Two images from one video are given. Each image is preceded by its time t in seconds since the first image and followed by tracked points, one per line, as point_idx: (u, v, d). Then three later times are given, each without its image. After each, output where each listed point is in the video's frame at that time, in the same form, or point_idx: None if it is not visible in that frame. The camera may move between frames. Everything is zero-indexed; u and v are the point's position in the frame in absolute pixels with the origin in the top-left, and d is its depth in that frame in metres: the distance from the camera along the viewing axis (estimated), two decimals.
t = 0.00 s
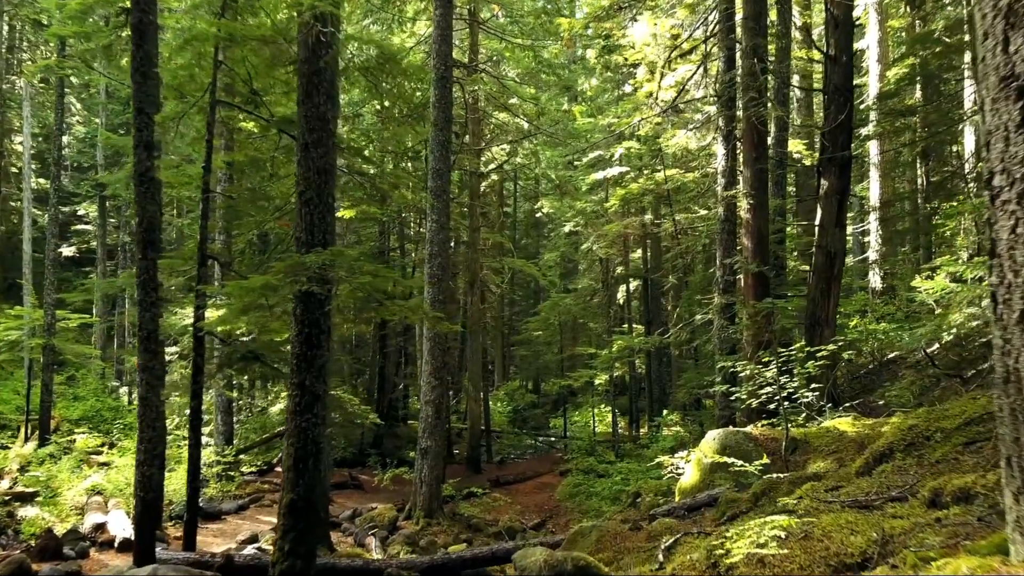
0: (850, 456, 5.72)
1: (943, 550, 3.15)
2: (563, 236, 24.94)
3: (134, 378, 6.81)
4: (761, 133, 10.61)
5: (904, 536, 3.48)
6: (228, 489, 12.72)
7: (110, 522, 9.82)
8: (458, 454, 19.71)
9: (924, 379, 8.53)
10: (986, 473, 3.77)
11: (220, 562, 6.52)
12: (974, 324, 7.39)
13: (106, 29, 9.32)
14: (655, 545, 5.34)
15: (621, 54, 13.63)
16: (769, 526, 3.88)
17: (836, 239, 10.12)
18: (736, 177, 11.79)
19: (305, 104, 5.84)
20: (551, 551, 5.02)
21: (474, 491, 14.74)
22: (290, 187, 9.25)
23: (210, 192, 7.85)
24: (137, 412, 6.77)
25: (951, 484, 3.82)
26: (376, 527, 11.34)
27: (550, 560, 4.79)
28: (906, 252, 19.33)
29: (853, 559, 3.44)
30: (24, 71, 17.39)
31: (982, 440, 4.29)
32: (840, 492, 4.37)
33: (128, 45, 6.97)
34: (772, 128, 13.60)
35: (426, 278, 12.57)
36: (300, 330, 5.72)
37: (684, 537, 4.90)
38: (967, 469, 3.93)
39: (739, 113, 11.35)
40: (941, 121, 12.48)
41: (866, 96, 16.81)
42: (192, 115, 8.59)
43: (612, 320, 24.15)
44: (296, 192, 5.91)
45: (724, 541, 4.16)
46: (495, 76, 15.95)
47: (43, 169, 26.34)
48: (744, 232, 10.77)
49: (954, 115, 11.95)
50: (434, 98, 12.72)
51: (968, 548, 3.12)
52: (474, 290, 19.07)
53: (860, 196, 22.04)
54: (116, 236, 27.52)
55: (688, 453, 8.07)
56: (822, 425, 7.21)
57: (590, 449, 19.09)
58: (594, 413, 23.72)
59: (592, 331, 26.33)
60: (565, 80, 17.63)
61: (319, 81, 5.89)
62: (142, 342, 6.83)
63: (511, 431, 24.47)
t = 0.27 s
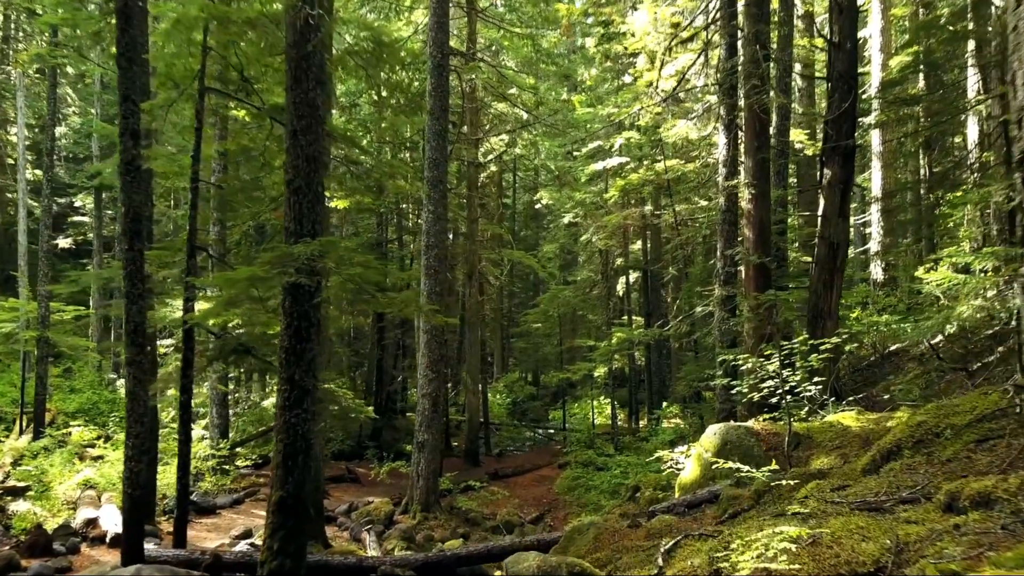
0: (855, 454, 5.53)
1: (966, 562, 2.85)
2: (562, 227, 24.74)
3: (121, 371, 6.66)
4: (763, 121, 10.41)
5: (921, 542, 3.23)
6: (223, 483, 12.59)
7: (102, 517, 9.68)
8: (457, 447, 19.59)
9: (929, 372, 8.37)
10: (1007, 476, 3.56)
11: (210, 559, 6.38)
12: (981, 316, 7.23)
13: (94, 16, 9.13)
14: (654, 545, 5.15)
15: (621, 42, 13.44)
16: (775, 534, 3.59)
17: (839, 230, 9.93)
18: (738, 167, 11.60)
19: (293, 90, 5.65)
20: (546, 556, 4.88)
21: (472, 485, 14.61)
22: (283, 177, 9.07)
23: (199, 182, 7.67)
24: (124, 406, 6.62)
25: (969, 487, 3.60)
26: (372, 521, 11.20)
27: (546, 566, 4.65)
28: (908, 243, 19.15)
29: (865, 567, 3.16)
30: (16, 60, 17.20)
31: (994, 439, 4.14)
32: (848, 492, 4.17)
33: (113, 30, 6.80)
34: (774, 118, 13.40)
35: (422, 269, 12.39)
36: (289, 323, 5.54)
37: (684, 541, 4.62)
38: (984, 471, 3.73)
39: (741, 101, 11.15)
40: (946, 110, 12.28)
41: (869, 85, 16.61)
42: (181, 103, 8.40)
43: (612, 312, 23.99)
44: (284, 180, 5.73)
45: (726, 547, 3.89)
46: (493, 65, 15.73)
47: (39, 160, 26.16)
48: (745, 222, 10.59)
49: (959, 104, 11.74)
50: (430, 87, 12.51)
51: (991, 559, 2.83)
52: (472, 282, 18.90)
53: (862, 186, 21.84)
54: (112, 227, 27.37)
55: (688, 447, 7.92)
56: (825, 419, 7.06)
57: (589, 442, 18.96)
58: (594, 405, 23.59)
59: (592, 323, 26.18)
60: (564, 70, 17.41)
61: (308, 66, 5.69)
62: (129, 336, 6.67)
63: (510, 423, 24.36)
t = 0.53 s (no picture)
0: (860, 450, 5.39)
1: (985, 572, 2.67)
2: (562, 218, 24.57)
3: (109, 365, 6.52)
4: (765, 110, 10.24)
5: (936, 549, 3.04)
6: (219, 477, 12.49)
7: (94, 511, 9.55)
8: (455, 439, 19.49)
9: (933, 364, 8.23)
10: None
11: (200, 557, 6.26)
12: (987, 309, 7.08)
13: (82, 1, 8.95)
14: (653, 544, 5.00)
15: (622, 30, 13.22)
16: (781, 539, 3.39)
17: (843, 220, 9.77)
18: (739, 156, 11.43)
19: (282, 76, 5.48)
20: (541, 558, 4.75)
21: (470, 477, 14.50)
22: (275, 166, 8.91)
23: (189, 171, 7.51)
24: (112, 400, 6.47)
25: (985, 489, 3.42)
26: (368, 515, 11.08)
27: (541, 568, 4.52)
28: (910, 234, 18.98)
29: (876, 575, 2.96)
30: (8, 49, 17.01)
31: (1006, 437, 4.02)
32: (854, 491, 4.02)
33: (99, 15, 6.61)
34: (775, 106, 13.21)
35: (419, 260, 12.23)
36: (278, 315, 5.40)
37: (684, 543, 4.44)
38: (999, 472, 3.57)
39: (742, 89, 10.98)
40: (950, 99, 12.10)
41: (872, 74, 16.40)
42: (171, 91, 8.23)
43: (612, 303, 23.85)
44: (273, 168, 5.58)
45: (729, 551, 3.70)
46: (491, 54, 15.52)
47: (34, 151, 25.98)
48: (746, 212, 10.42)
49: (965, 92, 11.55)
50: (427, 75, 12.31)
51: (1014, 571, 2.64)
52: (471, 273, 18.75)
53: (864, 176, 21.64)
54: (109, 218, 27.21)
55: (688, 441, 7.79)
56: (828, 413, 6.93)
57: (588, 434, 18.86)
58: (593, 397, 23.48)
59: (591, 314, 26.05)
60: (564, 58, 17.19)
61: (297, 51, 5.52)
62: (118, 328, 6.53)
63: (509, 415, 24.26)
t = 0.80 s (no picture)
0: (865, 446, 5.24)
1: None
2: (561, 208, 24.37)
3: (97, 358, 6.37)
4: (767, 97, 10.06)
5: (953, 558, 2.88)
6: (215, 469, 12.39)
7: (86, 505, 9.42)
8: (454, 431, 19.37)
9: (938, 357, 8.07)
10: None
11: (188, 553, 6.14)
12: (993, 301, 6.92)
13: None
14: (652, 543, 4.86)
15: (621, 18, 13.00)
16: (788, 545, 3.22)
17: (845, 210, 9.61)
18: (740, 145, 11.23)
19: (271, 60, 5.30)
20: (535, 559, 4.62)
21: (468, 469, 14.38)
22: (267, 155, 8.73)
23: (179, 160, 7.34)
24: (99, 393, 6.32)
25: (1002, 494, 3.27)
26: (364, 508, 10.97)
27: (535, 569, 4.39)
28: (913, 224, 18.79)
29: None
30: None
31: (1018, 434, 3.89)
32: (861, 491, 3.86)
33: None
34: (777, 94, 13.01)
35: (415, 250, 12.05)
36: (267, 307, 5.24)
37: (684, 543, 4.28)
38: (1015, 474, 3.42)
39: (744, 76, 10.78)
40: (955, 86, 11.90)
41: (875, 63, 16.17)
42: (160, 77, 8.04)
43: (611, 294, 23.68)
44: (261, 155, 5.41)
45: (732, 554, 3.54)
46: (489, 41, 15.30)
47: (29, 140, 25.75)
48: (748, 202, 10.26)
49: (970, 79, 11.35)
50: (423, 63, 12.10)
51: None
52: (469, 264, 18.58)
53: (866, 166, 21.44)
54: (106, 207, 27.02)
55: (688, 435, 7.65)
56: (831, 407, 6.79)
57: (587, 426, 18.75)
58: (592, 388, 23.35)
59: (591, 305, 25.90)
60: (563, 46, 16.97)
61: (285, 34, 5.33)
62: (105, 320, 6.38)
63: (508, 406, 24.14)
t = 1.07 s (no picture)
0: (871, 442, 5.07)
1: None
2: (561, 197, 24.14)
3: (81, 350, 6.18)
4: (769, 83, 9.85)
5: (970, 566, 2.71)
6: (209, 461, 12.26)
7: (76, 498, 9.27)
8: (452, 421, 19.24)
9: (943, 348, 7.91)
10: None
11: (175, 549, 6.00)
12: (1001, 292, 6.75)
13: None
14: (650, 542, 4.70)
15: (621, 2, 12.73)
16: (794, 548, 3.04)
17: (849, 198, 9.42)
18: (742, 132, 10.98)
19: (256, 41, 5.09)
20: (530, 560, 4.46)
21: (466, 461, 14.25)
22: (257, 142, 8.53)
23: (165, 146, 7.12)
24: (84, 386, 6.13)
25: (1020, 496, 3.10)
26: (360, 500, 10.82)
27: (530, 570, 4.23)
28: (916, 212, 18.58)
29: None
30: None
31: None
32: (869, 491, 3.69)
33: None
34: (780, 81, 12.78)
35: (411, 239, 11.85)
36: (253, 298, 5.06)
37: (683, 544, 4.11)
38: None
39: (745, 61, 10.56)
40: (960, 72, 11.67)
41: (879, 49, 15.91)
42: (147, 61, 7.81)
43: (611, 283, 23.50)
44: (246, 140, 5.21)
45: (735, 558, 3.36)
46: (487, 26, 15.03)
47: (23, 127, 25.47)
48: (749, 189, 10.07)
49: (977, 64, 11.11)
50: (419, 47, 11.85)
51: None
52: (467, 253, 18.39)
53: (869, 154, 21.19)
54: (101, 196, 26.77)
55: (688, 428, 7.49)
56: (834, 399, 6.62)
57: (586, 416, 18.61)
58: (591, 378, 23.21)
59: (590, 295, 25.74)
60: (562, 32, 16.69)
61: (271, 14, 5.11)
62: (88, 311, 6.19)
63: (507, 396, 24.00)
